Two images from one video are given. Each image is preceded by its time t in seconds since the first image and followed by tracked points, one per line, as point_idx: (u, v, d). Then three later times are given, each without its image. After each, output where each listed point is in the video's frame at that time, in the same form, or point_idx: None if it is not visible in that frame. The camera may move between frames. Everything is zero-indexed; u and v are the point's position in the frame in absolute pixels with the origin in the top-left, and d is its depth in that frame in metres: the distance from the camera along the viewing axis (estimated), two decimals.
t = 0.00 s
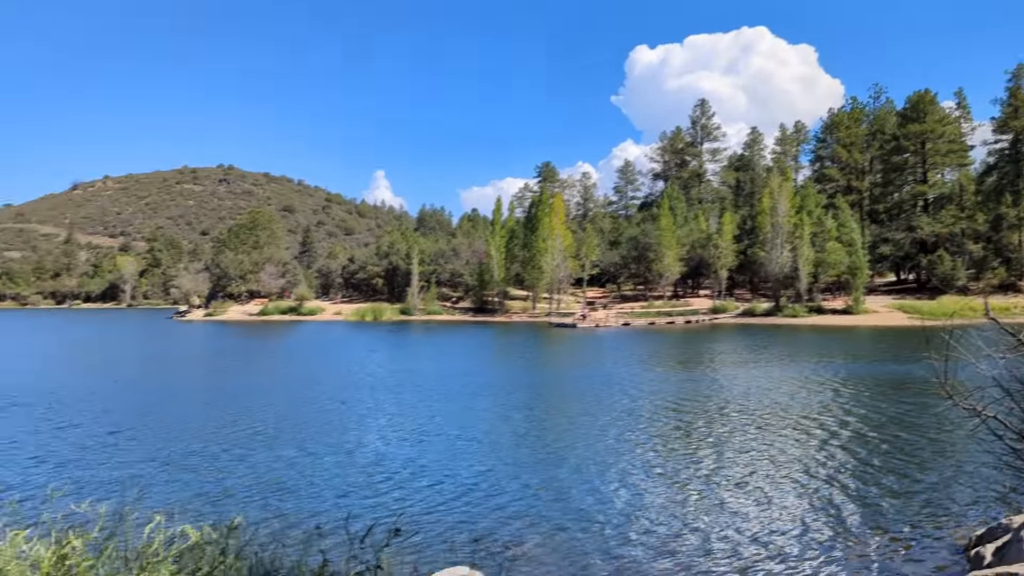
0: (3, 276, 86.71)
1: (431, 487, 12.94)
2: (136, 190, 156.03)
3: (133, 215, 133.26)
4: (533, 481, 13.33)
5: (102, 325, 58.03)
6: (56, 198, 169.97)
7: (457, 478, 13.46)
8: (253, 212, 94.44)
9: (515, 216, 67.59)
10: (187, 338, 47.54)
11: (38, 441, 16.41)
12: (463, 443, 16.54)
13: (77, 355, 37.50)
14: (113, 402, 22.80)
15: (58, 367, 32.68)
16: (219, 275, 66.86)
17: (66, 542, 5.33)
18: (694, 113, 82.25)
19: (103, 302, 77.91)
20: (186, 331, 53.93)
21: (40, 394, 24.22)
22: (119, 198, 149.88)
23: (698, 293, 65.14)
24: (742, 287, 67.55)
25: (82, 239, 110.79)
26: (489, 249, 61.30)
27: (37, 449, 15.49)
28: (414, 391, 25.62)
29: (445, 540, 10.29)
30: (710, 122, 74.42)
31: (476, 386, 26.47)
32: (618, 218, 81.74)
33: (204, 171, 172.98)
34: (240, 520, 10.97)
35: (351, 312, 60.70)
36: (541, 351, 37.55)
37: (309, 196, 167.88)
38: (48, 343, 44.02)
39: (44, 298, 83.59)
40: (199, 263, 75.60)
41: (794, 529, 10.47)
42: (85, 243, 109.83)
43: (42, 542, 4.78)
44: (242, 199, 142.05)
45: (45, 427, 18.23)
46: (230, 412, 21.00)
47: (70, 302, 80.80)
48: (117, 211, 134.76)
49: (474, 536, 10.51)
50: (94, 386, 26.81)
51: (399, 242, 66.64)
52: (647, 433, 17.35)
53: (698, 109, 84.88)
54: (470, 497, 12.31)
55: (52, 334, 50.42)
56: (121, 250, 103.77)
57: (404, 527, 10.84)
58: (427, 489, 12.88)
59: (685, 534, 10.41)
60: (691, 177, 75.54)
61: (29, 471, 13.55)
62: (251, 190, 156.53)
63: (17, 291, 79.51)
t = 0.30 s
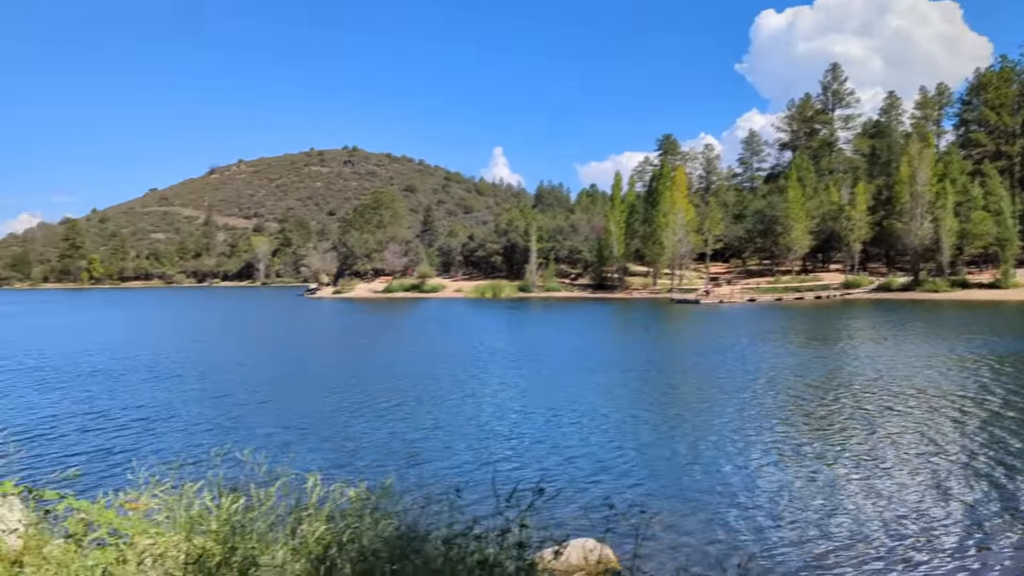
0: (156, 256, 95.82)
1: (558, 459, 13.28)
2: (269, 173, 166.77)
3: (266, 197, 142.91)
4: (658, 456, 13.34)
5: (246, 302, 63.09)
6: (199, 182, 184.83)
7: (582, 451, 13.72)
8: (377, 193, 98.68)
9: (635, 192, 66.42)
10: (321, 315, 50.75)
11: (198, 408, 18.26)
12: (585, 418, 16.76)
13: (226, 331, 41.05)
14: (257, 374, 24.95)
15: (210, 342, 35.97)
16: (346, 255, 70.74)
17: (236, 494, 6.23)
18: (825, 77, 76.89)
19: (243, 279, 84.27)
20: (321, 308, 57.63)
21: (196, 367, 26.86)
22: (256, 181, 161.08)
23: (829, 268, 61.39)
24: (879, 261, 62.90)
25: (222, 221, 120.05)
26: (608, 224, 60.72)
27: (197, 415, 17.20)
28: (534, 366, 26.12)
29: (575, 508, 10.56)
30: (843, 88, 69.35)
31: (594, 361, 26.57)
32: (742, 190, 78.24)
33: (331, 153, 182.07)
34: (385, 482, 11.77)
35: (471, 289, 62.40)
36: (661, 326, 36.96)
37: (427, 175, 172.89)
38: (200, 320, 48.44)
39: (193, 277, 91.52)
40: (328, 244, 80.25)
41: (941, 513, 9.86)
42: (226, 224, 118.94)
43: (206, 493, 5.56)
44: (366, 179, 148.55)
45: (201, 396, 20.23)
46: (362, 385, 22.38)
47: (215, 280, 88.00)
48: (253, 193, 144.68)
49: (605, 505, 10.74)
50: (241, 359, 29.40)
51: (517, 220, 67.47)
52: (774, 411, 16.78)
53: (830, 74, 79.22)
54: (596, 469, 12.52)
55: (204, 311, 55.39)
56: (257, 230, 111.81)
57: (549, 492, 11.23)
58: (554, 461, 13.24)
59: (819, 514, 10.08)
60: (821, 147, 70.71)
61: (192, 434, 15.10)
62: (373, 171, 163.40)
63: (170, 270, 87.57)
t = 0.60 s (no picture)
0: (310, 240, 103.36)
1: (708, 447, 13.01)
2: (412, 159, 174.20)
3: (410, 181, 149.55)
4: (819, 446, 12.78)
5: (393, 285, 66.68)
6: (348, 170, 196.52)
7: (737, 439, 13.43)
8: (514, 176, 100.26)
9: (784, 167, 62.67)
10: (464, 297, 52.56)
11: (354, 387, 19.67)
12: (733, 403, 16.34)
13: (377, 313, 43.69)
14: (406, 355, 26.47)
15: (362, 323, 38.48)
16: (486, 238, 72.66)
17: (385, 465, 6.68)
18: (1006, 33, 68.20)
19: (389, 262, 88.97)
20: (462, 289, 59.76)
21: (352, 347, 28.90)
22: (400, 167, 169.05)
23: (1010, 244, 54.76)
24: None
25: (369, 206, 126.96)
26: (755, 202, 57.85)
27: (353, 394, 18.56)
28: (673, 348, 25.70)
29: (740, 494, 10.37)
30: None
31: (738, 343, 25.67)
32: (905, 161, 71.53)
33: (469, 138, 186.89)
34: (538, 461, 12.10)
35: (611, 270, 61.94)
36: (813, 307, 34.90)
37: (564, 155, 172.87)
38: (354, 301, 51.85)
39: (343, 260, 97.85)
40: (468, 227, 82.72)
41: None
42: (373, 209, 125.80)
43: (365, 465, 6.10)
44: (505, 162, 151.19)
45: (355, 375, 21.80)
46: (504, 366, 23.10)
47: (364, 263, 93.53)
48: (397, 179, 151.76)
49: (767, 493, 10.40)
50: (391, 340, 31.28)
51: (659, 198, 65.95)
52: (944, 399, 15.46)
53: (1009, 30, 70.11)
54: (756, 457, 12.23)
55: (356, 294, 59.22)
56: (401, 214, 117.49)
57: (725, 481, 10.95)
58: (703, 448, 12.99)
59: (1011, 515, 9.26)
60: (996, 111, 61.75)
61: (350, 412, 16.32)
62: (511, 154, 165.79)
63: (324, 254, 94.20)
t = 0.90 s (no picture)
0: (453, 228, 107.17)
1: (879, 444, 12.02)
2: (549, 147, 175.43)
3: (547, 169, 150.63)
4: (1007, 448, 11.39)
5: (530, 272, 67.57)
6: (487, 160, 201.41)
7: (907, 438, 12.29)
8: (654, 160, 97.99)
9: (952, 142, 56.44)
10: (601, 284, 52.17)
11: (497, 373, 20.16)
12: (902, 399, 14.97)
13: (516, 300, 44.41)
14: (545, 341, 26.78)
15: (502, 310, 39.34)
16: (625, 223, 71.70)
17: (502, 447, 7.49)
18: None
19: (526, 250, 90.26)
20: (599, 276, 59.51)
21: (493, 333, 29.62)
22: (538, 154, 170.60)
23: None
24: None
25: (506, 195, 129.36)
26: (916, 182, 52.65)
27: (494, 380, 19.05)
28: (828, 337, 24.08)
29: (913, 492, 9.47)
30: None
31: (903, 332, 23.57)
32: None
33: (606, 123, 184.93)
34: (692, 450, 11.72)
35: (756, 255, 58.96)
36: (995, 293, 31.23)
37: (706, 137, 166.28)
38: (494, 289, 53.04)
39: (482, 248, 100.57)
40: (606, 213, 81.96)
41: None
42: (510, 197, 128.12)
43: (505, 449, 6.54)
44: (644, 146, 148.15)
45: (496, 361, 22.34)
46: (645, 354, 22.79)
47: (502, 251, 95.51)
48: (533, 167, 153.47)
49: (945, 495, 9.40)
50: (531, 327, 31.84)
51: (810, 180, 61.72)
52: None
53: None
54: (931, 458, 11.12)
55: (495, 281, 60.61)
56: (539, 200, 118.67)
57: (895, 481, 10.04)
58: (873, 445, 12.01)
59: None
60: None
61: (494, 398, 16.68)
62: (651, 137, 162.01)
63: (464, 243, 97.30)
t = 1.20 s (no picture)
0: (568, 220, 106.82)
1: None
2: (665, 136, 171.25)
3: (664, 158, 146.87)
4: None
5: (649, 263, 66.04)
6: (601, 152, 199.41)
7: None
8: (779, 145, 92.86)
9: None
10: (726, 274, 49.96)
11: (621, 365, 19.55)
12: None
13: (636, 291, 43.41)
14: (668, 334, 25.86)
15: (620, 301, 38.52)
16: (748, 211, 68.32)
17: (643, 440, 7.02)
18: None
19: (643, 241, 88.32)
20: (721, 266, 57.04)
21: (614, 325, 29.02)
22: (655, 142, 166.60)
23: None
24: None
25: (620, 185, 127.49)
26: None
27: (616, 372, 18.56)
28: (988, 331, 21.59)
29: None
30: None
31: None
32: None
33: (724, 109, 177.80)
34: (835, 452, 10.58)
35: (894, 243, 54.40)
36: None
37: (837, 118, 155.80)
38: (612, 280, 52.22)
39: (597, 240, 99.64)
40: (727, 202, 78.56)
41: None
42: (625, 187, 126.04)
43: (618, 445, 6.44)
44: (768, 131, 141.04)
45: (618, 354, 21.72)
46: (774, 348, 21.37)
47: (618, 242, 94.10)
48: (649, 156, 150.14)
49: None
50: (649, 318, 30.91)
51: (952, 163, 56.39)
52: None
53: None
54: None
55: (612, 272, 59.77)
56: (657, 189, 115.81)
57: None
58: None
59: None
60: None
61: (618, 391, 16.18)
62: (775, 122, 153.89)
63: (579, 234, 96.77)
